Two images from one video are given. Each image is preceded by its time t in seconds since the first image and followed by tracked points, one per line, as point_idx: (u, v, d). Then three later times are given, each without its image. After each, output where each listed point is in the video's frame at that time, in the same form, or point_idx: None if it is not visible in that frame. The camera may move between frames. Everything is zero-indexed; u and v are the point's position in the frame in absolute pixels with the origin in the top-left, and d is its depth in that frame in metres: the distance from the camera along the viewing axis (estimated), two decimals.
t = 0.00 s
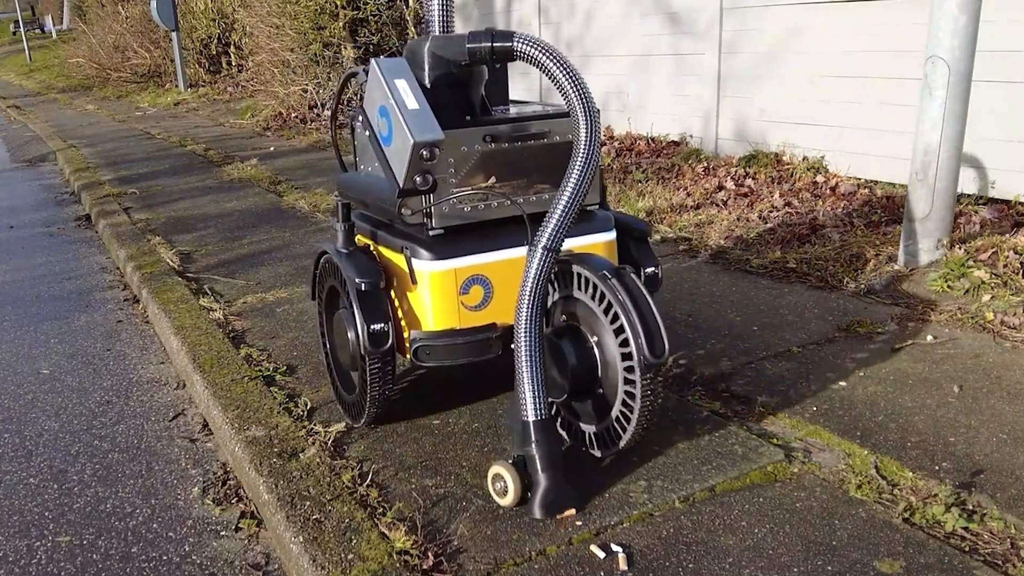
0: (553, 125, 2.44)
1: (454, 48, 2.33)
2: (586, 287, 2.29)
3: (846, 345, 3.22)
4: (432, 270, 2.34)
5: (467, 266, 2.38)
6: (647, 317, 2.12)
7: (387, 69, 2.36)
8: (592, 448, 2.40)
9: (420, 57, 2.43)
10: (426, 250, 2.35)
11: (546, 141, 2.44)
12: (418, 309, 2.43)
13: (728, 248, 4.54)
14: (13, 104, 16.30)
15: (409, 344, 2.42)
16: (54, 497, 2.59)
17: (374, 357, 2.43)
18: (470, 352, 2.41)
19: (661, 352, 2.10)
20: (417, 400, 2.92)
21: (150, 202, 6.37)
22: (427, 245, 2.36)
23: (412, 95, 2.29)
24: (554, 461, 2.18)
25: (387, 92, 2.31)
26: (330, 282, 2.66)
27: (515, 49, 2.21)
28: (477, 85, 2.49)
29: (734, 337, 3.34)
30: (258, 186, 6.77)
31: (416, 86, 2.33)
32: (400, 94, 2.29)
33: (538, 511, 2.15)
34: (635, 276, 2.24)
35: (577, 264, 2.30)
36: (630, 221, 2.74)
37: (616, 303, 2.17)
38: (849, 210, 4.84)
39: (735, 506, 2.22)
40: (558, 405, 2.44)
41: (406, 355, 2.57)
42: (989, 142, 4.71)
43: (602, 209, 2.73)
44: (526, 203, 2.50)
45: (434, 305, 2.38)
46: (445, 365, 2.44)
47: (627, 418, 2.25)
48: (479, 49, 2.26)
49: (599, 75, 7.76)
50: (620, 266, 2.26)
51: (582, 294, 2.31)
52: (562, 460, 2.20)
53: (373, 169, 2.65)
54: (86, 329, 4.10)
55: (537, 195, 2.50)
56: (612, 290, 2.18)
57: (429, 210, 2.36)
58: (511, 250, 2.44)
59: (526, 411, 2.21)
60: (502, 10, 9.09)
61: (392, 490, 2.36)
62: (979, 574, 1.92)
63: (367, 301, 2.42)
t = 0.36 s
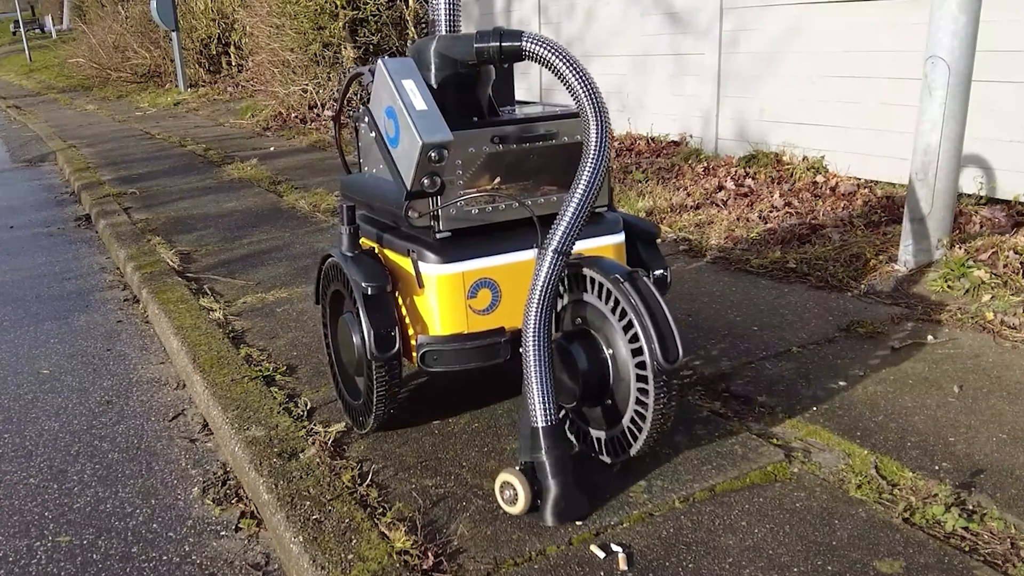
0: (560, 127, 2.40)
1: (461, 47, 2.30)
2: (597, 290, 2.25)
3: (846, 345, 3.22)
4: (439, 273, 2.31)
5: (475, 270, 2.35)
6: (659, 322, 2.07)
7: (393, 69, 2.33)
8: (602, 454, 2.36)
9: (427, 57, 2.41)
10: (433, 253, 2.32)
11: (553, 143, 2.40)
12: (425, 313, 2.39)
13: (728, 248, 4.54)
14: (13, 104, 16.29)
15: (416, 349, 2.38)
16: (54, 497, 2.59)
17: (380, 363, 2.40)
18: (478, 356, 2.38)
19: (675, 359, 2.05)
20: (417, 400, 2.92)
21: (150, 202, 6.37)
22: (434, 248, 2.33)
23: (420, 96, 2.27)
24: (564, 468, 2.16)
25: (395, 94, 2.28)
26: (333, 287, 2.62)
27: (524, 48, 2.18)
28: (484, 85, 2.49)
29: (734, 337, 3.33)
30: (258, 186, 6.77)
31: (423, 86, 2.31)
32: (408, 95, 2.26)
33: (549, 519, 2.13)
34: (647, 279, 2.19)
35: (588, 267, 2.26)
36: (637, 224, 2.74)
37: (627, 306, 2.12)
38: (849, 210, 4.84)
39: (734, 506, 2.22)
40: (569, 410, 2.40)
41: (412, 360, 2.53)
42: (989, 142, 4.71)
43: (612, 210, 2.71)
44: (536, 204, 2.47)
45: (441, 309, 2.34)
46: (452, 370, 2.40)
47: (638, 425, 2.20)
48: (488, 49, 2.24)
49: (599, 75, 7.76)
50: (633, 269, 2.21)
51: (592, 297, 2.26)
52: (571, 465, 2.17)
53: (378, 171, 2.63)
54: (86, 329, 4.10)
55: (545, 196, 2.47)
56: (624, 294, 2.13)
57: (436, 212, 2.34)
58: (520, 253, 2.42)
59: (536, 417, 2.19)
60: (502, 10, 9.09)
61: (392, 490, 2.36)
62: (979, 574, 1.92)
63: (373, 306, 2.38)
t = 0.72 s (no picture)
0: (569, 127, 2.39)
1: (469, 47, 2.29)
2: (610, 295, 2.22)
3: (846, 346, 3.22)
4: (447, 277, 2.29)
5: (484, 274, 2.33)
6: (674, 329, 2.03)
7: (401, 69, 2.32)
8: (615, 462, 2.30)
9: (433, 57, 2.39)
10: (441, 257, 2.30)
11: (562, 144, 2.40)
12: (433, 318, 2.37)
13: (727, 248, 4.54)
14: (13, 104, 16.29)
15: (424, 355, 2.35)
16: (54, 497, 2.59)
17: (387, 368, 2.36)
18: (487, 361, 2.35)
19: (691, 365, 2.01)
20: (417, 400, 2.92)
21: (151, 202, 6.37)
22: (442, 251, 2.31)
23: (428, 97, 2.27)
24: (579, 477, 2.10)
25: (403, 93, 2.28)
26: (340, 290, 2.59)
27: (532, 48, 2.17)
28: (492, 86, 2.46)
29: (733, 338, 3.33)
30: (258, 186, 6.77)
31: (431, 87, 2.31)
32: (416, 96, 2.26)
33: (563, 530, 2.08)
34: (661, 282, 2.15)
35: (600, 271, 2.22)
36: (647, 224, 2.73)
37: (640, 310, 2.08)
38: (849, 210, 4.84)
39: (734, 506, 2.22)
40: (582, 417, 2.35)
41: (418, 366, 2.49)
42: (989, 142, 4.71)
43: (621, 212, 2.69)
44: (544, 206, 2.47)
45: (449, 313, 2.32)
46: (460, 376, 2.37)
47: (653, 432, 2.15)
48: (496, 49, 2.22)
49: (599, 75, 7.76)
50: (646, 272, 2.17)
51: (605, 302, 2.23)
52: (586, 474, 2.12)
53: (384, 173, 2.59)
54: (86, 329, 4.10)
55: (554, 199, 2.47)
56: (637, 298, 2.09)
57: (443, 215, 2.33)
58: (529, 256, 2.41)
59: (549, 425, 2.14)
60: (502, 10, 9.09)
61: (392, 490, 2.36)
62: (979, 574, 1.92)
63: (381, 310, 2.36)
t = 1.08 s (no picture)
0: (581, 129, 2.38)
1: (481, 47, 2.27)
2: (626, 300, 2.15)
3: (846, 346, 3.22)
4: (458, 283, 2.27)
5: (496, 280, 2.30)
6: (694, 338, 1.98)
7: (412, 70, 2.28)
8: (629, 471, 2.25)
9: (444, 57, 2.36)
10: (452, 263, 2.28)
11: (574, 146, 2.38)
12: (443, 324, 2.35)
13: (728, 248, 4.54)
14: (13, 104, 16.28)
15: (434, 362, 2.35)
16: (54, 497, 2.59)
17: (396, 375, 2.34)
18: (498, 369, 2.35)
19: (711, 375, 1.96)
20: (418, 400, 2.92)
21: (150, 202, 6.37)
22: (453, 256, 2.29)
23: (440, 97, 2.22)
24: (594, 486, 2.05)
25: (414, 95, 2.23)
26: (346, 296, 2.55)
27: (546, 49, 2.13)
28: (503, 86, 2.43)
29: (734, 338, 3.33)
30: (258, 186, 6.77)
31: (443, 88, 2.27)
32: (428, 97, 2.21)
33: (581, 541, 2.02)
34: (679, 290, 2.10)
35: (615, 277, 2.16)
36: (662, 229, 2.66)
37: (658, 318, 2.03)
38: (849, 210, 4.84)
39: (735, 506, 2.22)
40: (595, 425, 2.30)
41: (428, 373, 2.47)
42: (989, 142, 4.71)
43: (635, 216, 2.65)
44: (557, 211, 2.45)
45: (460, 320, 2.30)
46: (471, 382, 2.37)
47: (670, 442, 2.11)
48: (509, 48, 2.20)
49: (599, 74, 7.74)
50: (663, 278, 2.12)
51: (620, 308, 2.17)
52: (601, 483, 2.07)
53: (392, 176, 2.57)
54: (86, 329, 4.10)
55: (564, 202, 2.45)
56: (655, 305, 2.04)
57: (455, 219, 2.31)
58: (541, 261, 2.38)
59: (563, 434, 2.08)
60: (502, 10, 9.09)
61: (392, 490, 2.36)
62: (978, 574, 1.92)
63: (390, 316, 2.33)
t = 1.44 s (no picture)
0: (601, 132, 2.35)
1: (498, 47, 2.25)
2: (650, 309, 2.09)
3: (846, 346, 3.22)
4: (475, 290, 2.20)
5: (513, 287, 2.24)
6: (721, 348, 1.91)
7: (429, 70, 2.22)
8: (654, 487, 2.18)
9: (459, 57, 2.33)
10: (469, 269, 2.21)
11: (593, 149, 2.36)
12: (459, 332, 2.29)
13: (728, 248, 4.54)
14: (13, 104, 16.27)
15: (450, 373, 2.27)
16: (54, 497, 2.59)
17: (411, 386, 2.26)
18: (515, 381, 2.27)
19: (739, 388, 1.89)
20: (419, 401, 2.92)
21: (150, 202, 6.37)
22: (469, 263, 2.22)
23: (457, 98, 2.16)
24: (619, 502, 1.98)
25: (431, 95, 2.17)
26: (358, 303, 2.48)
27: (566, 48, 2.09)
28: (521, 87, 2.41)
29: (735, 338, 3.33)
30: (258, 186, 6.77)
31: (461, 89, 2.20)
32: (445, 98, 2.15)
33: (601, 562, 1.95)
34: (706, 298, 2.03)
35: (641, 285, 2.10)
36: (680, 235, 2.59)
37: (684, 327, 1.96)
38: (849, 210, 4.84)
39: (735, 506, 2.22)
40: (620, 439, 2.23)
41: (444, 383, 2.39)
42: (989, 142, 4.71)
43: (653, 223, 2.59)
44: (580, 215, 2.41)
45: (477, 328, 2.23)
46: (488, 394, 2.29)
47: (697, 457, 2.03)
48: (528, 48, 2.16)
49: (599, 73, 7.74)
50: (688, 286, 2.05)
51: (644, 317, 2.10)
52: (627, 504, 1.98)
53: (405, 178, 2.53)
54: (86, 329, 4.10)
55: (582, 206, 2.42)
56: (682, 314, 1.97)
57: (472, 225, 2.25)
58: (561, 268, 2.31)
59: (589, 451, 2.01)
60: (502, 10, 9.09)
61: (392, 490, 2.36)
62: (978, 574, 1.91)
63: (404, 325, 2.25)
